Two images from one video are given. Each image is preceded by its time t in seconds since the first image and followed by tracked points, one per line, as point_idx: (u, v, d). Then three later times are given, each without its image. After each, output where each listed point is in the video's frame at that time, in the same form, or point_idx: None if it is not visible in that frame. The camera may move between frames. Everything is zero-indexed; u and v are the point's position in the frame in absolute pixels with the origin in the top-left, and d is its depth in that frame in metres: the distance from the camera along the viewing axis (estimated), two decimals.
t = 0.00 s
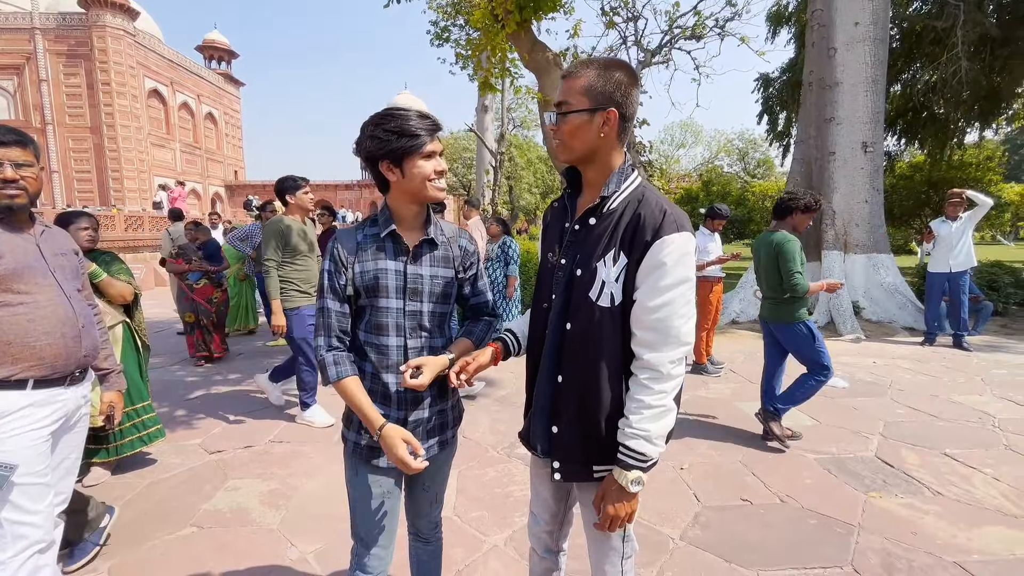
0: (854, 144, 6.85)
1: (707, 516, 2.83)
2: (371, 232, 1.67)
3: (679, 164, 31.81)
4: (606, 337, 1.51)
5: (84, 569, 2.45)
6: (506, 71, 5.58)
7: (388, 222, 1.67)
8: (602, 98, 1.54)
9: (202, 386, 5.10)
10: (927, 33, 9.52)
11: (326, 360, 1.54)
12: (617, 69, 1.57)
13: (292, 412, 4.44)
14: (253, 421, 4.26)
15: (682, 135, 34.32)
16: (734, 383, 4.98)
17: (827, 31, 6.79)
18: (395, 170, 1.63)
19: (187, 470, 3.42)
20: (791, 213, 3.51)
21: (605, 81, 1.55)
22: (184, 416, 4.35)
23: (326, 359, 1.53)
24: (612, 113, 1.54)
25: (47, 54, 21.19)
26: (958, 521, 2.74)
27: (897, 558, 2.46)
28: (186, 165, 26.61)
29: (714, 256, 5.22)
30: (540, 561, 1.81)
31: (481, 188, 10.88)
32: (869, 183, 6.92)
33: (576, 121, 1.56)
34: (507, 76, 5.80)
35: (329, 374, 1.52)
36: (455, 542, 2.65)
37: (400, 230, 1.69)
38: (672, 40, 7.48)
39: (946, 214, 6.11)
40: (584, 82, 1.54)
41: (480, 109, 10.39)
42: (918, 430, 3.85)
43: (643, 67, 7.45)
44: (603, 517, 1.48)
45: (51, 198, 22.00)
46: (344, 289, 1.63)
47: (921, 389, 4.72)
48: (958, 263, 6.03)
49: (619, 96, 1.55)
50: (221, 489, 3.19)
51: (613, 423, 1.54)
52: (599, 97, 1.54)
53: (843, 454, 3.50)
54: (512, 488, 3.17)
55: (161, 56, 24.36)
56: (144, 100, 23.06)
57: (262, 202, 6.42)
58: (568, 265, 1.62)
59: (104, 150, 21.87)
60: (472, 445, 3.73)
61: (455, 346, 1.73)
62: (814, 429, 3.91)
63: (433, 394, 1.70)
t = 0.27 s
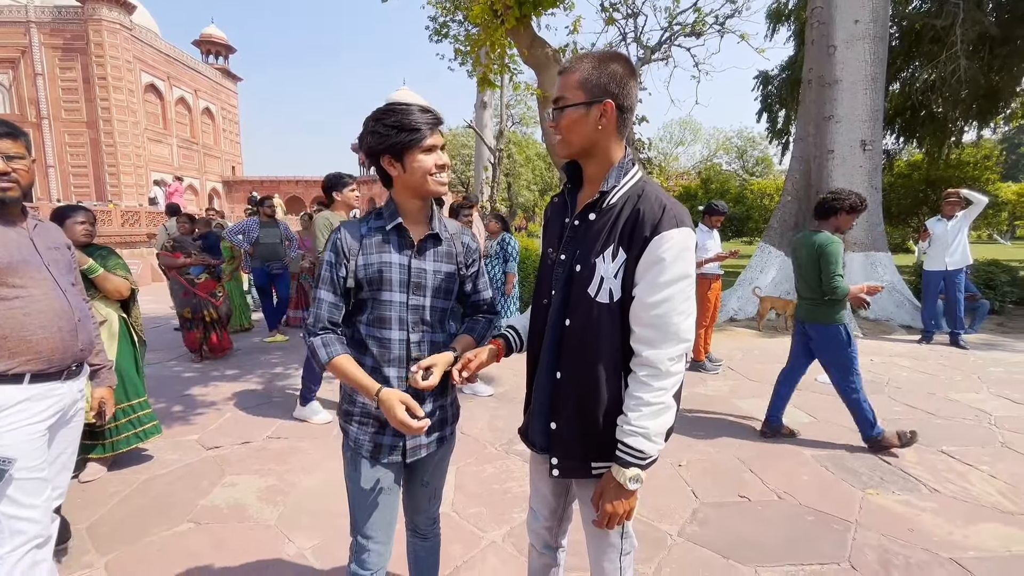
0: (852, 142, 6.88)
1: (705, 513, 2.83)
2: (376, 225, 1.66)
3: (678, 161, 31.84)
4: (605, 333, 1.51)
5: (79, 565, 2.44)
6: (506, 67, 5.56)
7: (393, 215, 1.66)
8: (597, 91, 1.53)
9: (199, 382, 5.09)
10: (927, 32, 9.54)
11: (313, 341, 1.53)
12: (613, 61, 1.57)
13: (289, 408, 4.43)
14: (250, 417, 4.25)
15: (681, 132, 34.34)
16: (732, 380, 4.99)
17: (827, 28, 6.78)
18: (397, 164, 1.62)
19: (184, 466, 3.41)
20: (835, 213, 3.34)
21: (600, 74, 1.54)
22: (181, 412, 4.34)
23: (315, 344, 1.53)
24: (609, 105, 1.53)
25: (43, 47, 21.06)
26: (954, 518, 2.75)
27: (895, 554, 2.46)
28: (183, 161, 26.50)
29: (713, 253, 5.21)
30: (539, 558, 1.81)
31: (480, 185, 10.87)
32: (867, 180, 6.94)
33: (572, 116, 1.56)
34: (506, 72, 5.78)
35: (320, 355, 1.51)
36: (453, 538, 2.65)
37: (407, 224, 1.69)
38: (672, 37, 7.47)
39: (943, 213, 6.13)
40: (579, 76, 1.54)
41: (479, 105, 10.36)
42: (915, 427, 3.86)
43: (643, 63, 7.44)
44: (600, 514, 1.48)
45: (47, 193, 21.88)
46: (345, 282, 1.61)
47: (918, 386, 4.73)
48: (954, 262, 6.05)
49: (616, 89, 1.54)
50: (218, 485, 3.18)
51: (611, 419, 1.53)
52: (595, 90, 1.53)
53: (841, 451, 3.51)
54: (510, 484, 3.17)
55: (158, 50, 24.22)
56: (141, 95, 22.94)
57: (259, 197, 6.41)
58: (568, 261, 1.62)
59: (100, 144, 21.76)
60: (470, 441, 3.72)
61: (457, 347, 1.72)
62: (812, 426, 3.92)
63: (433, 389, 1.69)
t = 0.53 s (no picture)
0: (849, 141, 6.86)
1: (700, 510, 2.84)
2: (376, 221, 1.65)
3: (675, 160, 31.90)
4: (602, 330, 1.50)
5: (72, 562, 2.43)
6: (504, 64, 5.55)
7: (394, 211, 1.65)
8: (594, 87, 1.53)
9: (194, 378, 5.06)
10: (924, 32, 9.56)
11: (305, 335, 1.53)
12: (610, 57, 1.57)
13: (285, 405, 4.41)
14: (246, 413, 4.23)
15: (679, 131, 34.37)
16: (728, 378, 5.00)
17: (826, 28, 6.82)
18: (389, 164, 1.63)
19: (178, 463, 3.39)
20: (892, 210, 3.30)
21: (597, 70, 1.54)
22: (176, 408, 4.32)
23: (309, 336, 1.52)
24: (606, 100, 1.53)
25: (37, 40, 20.85)
26: (948, 516, 2.76)
27: (889, 552, 2.48)
28: (178, 156, 26.33)
29: (710, 251, 5.22)
30: (535, 556, 1.81)
31: (477, 182, 10.85)
32: (864, 181, 6.93)
33: (570, 112, 1.56)
34: (505, 69, 5.77)
35: (313, 345, 1.51)
36: (449, 536, 2.64)
37: (409, 221, 1.68)
38: (670, 35, 7.47)
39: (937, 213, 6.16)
40: (575, 73, 1.54)
41: (476, 102, 10.34)
42: (910, 426, 3.88)
43: (641, 61, 7.44)
44: (596, 513, 1.48)
45: (41, 187, 21.71)
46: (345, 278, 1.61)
47: (912, 385, 4.76)
48: (947, 261, 6.11)
49: (613, 84, 1.53)
50: (213, 481, 3.16)
51: (608, 416, 1.53)
52: (592, 86, 1.53)
53: (836, 449, 3.53)
54: (506, 481, 3.17)
55: (153, 44, 24.04)
56: (136, 89, 22.77)
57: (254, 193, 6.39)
58: (565, 258, 1.61)
59: (95, 139, 21.59)
60: (466, 439, 3.72)
61: (456, 338, 1.72)
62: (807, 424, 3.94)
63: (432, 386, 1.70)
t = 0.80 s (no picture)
0: (844, 143, 6.90)
1: (694, 510, 2.85)
2: (367, 220, 1.63)
3: (671, 160, 31.98)
4: (601, 331, 1.50)
5: (62, 561, 2.41)
6: (501, 62, 5.53)
7: (385, 209, 1.64)
8: (593, 87, 1.53)
9: (187, 375, 5.03)
10: (919, 35, 9.63)
11: (323, 348, 1.49)
12: (608, 56, 1.57)
13: (279, 403, 4.40)
14: (239, 411, 4.22)
15: (675, 131, 34.45)
16: (722, 378, 5.03)
17: (822, 30, 6.85)
18: (377, 163, 1.62)
19: (171, 461, 3.37)
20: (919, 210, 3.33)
21: (595, 69, 1.54)
22: (168, 406, 4.29)
23: (328, 349, 1.49)
24: (605, 99, 1.53)
25: (28, 32, 20.59)
26: (938, 516, 2.79)
27: (881, 552, 2.50)
28: (172, 151, 26.14)
29: (706, 252, 5.23)
30: (530, 556, 1.81)
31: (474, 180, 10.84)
32: (858, 182, 6.97)
33: (569, 111, 1.55)
34: (502, 67, 5.75)
35: (334, 357, 1.48)
36: (444, 535, 2.64)
37: (401, 217, 1.67)
38: (667, 35, 7.48)
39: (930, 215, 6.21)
40: (574, 72, 1.54)
41: (473, 100, 10.32)
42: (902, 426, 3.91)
43: (638, 61, 7.45)
44: (593, 513, 1.48)
45: (32, 181, 21.49)
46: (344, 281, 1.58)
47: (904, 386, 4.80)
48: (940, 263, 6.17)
49: (613, 84, 1.54)
50: (205, 480, 3.15)
51: (605, 416, 1.54)
52: (591, 85, 1.53)
53: (828, 449, 3.56)
54: (501, 481, 3.17)
55: (147, 38, 23.83)
56: (129, 83, 22.57)
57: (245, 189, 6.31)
58: (563, 257, 1.61)
59: (87, 133, 21.38)
60: (461, 438, 3.72)
61: (457, 317, 1.73)
62: (800, 425, 3.96)
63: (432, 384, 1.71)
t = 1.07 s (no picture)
0: (837, 146, 6.95)
1: (686, 509, 2.86)
2: (360, 219, 1.63)
3: (666, 161, 32.07)
4: (595, 330, 1.51)
5: (49, 559, 2.38)
6: (497, 60, 5.52)
7: (378, 207, 1.63)
8: (588, 85, 1.53)
9: (178, 372, 4.99)
10: (912, 39, 9.72)
11: (322, 353, 1.47)
12: (603, 54, 1.56)
13: (271, 400, 4.37)
14: (231, 408, 4.19)
15: (670, 131, 34.56)
16: (715, 378, 5.06)
17: (816, 33, 6.90)
18: (375, 156, 1.60)
19: (160, 459, 3.35)
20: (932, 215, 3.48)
21: (590, 66, 1.54)
22: (158, 403, 4.25)
23: (330, 353, 1.47)
24: (600, 98, 1.53)
25: (17, 24, 20.24)
26: (927, 515, 2.82)
27: (870, 551, 2.52)
28: (164, 146, 25.91)
29: (700, 252, 5.25)
30: (523, 554, 1.81)
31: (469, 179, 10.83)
32: (851, 185, 7.03)
33: (564, 109, 1.55)
34: (498, 65, 5.74)
35: (335, 362, 1.47)
36: (436, 534, 2.64)
37: (394, 214, 1.66)
38: (663, 36, 7.50)
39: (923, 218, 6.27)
40: (569, 70, 1.54)
41: (469, 98, 10.31)
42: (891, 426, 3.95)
43: (634, 61, 7.46)
44: (588, 513, 1.48)
45: (20, 175, 21.22)
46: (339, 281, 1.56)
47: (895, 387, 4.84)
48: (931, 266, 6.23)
49: (607, 82, 1.54)
50: (196, 477, 3.13)
51: (599, 415, 1.54)
52: (586, 84, 1.53)
53: (819, 449, 3.58)
54: (494, 479, 3.17)
55: (139, 31, 23.59)
56: (121, 77, 22.34)
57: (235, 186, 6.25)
58: (558, 255, 1.61)
59: (78, 127, 21.16)
60: (454, 437, 3.71)
61: (454, 316, 1.75)
62: (792, 424, 3.99)
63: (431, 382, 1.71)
